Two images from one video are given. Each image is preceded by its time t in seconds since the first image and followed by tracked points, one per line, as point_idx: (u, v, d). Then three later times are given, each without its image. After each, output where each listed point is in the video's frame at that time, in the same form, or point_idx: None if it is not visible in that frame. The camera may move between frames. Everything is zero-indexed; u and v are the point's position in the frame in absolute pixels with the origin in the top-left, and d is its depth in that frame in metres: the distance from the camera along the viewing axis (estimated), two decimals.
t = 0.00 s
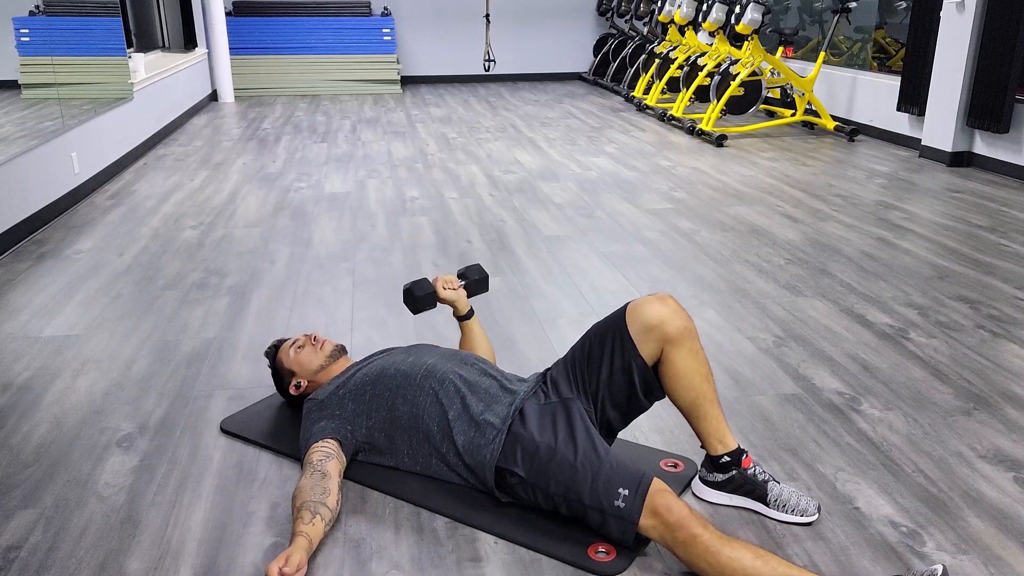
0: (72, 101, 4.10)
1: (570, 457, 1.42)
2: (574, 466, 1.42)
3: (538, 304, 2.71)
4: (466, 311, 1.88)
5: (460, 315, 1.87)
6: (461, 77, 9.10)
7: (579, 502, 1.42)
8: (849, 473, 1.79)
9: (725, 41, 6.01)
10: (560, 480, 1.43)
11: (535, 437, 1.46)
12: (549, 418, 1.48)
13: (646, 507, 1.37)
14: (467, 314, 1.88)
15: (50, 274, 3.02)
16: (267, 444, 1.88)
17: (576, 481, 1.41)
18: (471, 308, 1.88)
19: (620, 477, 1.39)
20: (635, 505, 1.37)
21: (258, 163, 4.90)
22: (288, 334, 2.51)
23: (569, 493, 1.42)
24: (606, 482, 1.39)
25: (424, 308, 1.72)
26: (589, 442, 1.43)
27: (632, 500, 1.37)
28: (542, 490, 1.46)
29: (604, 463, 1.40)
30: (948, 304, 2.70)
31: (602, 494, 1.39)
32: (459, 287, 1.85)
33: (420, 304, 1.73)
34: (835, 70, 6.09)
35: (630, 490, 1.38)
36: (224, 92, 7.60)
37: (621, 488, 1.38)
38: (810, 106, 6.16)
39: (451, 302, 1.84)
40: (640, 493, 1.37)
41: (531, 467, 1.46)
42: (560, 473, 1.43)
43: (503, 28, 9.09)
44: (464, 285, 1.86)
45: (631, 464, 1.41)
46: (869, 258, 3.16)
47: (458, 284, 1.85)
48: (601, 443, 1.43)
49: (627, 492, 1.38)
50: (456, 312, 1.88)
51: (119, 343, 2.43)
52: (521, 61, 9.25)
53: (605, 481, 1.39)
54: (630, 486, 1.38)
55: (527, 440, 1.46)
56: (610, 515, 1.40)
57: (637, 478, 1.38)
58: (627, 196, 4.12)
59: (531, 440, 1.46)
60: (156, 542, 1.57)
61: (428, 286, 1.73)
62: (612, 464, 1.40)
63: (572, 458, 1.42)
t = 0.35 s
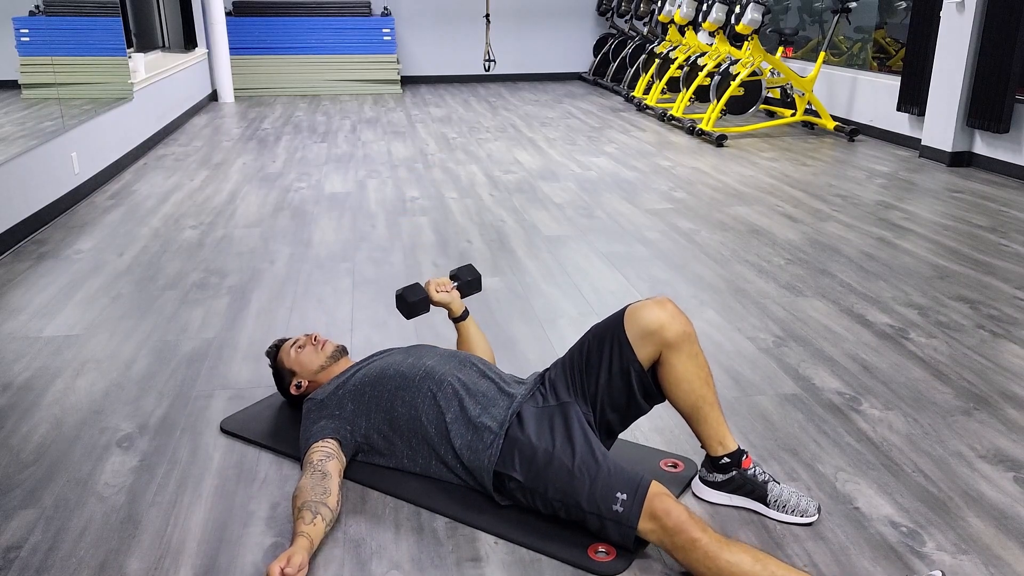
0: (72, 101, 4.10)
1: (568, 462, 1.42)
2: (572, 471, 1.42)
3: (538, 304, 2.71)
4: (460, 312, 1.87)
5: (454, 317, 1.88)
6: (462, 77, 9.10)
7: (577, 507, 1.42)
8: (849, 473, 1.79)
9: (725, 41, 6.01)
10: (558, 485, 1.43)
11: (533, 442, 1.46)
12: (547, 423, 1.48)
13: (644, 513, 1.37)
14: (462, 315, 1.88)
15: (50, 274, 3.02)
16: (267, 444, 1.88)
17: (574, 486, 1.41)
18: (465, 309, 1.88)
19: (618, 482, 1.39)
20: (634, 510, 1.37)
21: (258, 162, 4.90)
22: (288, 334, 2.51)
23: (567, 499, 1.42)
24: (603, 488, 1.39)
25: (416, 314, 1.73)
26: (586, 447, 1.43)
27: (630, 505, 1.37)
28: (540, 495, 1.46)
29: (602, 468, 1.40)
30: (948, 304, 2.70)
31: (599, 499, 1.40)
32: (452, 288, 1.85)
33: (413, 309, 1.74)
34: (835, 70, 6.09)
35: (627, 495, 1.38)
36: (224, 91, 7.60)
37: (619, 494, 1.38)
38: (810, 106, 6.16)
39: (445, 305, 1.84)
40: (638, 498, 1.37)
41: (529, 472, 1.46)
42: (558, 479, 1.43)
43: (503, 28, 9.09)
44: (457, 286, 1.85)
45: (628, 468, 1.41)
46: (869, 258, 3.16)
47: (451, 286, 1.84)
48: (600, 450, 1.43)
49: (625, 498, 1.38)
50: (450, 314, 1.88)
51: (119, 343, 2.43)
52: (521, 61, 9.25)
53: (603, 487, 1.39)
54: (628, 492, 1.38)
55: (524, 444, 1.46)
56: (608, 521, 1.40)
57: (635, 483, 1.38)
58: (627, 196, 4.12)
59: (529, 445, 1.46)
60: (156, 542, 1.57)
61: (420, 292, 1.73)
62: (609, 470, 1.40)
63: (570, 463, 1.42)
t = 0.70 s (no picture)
0: (72, 101, 4.10)
1: (568, 461, 1.42)
2: (572, 471, 1.42)
3: (538, 304, 2.71)
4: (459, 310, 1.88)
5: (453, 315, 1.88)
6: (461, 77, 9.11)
7: (577, 507, 1.42)
8: (849, 473, 1.79)
9: (725, 41, 6.01)
10: (558, 485, 1.43)
11: (534, 442, 1.46)
12: (548, 422, 1.48)
13: (645, 512, 1.37)
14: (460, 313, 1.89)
15: (50, 274, 3.02)
16: (267, 444, 1.88)
17: (575, 485, 1.41)
18: (465, 308, 1.88)
19: (619, 481, 1.39)
20: (634, 509, 1.37)
21: (258, 163, 4.90)
22: (288, 334, 2.51)
23: (567, 498, 1.42)
24: (604, 487, 1.39)
25: (416, 310, 1.74)
26: (587, 446, 1.42)
27: (631, 504, 1.37)
28: (541, 495, 1.46)
29: (602, 466, 1.40)
30: (948, 304, 2.70)
31: (600, 498, 1.40)
32: (452, 286, 1.85)
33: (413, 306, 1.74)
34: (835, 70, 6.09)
35: (628, 494, 1.38)
36: (224, 91, 7.60)
37: (619, 493, 1.38)
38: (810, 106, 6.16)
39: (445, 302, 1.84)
40: (639, 497, 1.37)
41: (530, 471, 1.46)
42: (558, 479, 1.43)
43: (503, 28, 9.09)
44: (457, 284, 1.86)
45: (629, 467, 1.41)
46: (869, 258, 3.16)
47: (452, 284, 1.85)
48: (601, 449, 1.43)
49: (626, 497, 1.38)
50: (450, 312, 1.88)
51: (119, 343, 2.43)
52: (520, 61, 9.25)
53: (604, 486, 1.39)
54: (628, 491, 1.38)
55: (525, 444, 1.46)
56: (608, 520, 1.40)
57: (636, 482, 1.38)
58: (627, 196, 4.12)
59: (529, 444, 1.46)
60: (156, 542, 1.57)
61: (421, 288, 1.74)
62: (610, 469, 1.40)
63: (570, 462, 1.42)
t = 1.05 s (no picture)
0: (72, 101, 4.10)
1: (567, 456, 1.42)
2: (572, 466, 1.42)
3: (538, 304, 2.71)
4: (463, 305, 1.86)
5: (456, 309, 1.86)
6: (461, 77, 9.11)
7: (577, 501, 1.42)
8: (849, 473, 1.79)
9: (725, 41, 6.01)
10: (558, 480, 1.43)
11: (534, 438, 1.46)
12: (547, 418, 1.48)
13: (644, 505, 1.37)
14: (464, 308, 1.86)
15: (50, 274, 3.01)
16: (267, 444, 1.88)
17: (574, 480, 1.41)
18: (469, 302, 1.86)
19: (618, 475, 1.39)
20: (634, 502, 1.37)
21: (258, 162, 4.90)
22: (288, 334, 2.51)
23: (567, 493, 1.43)
24: (603, 481, 1.39)
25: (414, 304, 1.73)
26: (586, 441, 1.43)
27: (630, 497, 1.37)
28: (541, 490, 1.46)
29: (600, 460, 1.40)
30: (948, 304, 2.70)
31: (599, 492, 1.40)
32: (456, 281, 1.83)
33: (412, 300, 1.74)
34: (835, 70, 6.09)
35: (627, 487, 1.38)
36: (224, 91, 7.60)
37: (619, 486, 1.38)
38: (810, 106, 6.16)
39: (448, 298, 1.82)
40: (638, 490, 1.37)
41: (530, 467, 1.46)
42: (558, 474, 1.43)
43: (503, 28, 9.09)
44: (460, 278, 1.83)
45: (628, 461, 1.41)
46: (869, 258, 3.16)
47: (454, 278, 1.82)
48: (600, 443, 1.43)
49: (625, 489, 1.38)
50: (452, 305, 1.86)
51: (119, 343, 2.43)
52: (520, 61, 9.24)
53: (603, 480, 1.39)
54: (628, 483, 1.38)
55: (525, 440, 1.46)
56: (608, 513, 1.40)
57: (635, 475, 1.39)
58: (627, 196, 4.12)
59: (529, 440, 1.46)
60: (156, 542, 1.57)
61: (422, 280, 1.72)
62: (609, 463, 1.40)
63: (569, 456, 1.42)
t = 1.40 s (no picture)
0: (72, 101, 4.10)
1: (562, 455, 1.42)
2: (566, 464, 1.42)
3: (538, 305, 2.71)
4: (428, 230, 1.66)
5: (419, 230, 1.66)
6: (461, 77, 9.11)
7: (574, 500, 1.42)
8: (849, 473, 1.79)
9: (725, 41, 6.01)
10: (554, 480, 1.43)
11: (529, 439, 1.46)
12: (541, 419, 1.48)
13: (639, 501, 1.37)
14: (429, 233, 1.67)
15: (50, 274, 3.01)
16: (267, 444, 1.88)
17: (570, 479, 1.41)
18: (435, 225, 1.65)
19: (613, 472, 1.39)
20: (629, 500, 1.37)
21: (258, 163, 4.90)
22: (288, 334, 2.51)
23: (564, 492, 1.43)
24: (598, 478, 1.39)
25: (370, 222, 1.59)
26: (580, 440, 1.43)
27: (625, 493, 1.37)
28: (538, 491, 1.47)
29: (594, 458, 1.41)
30: (948, 304, 2.70)
31: (595, 489, 1.40)
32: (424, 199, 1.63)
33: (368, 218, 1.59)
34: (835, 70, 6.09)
35: (622, 483, 1.38)
36: (224, 91, 7.60)
37: (615, 483, 1.38)
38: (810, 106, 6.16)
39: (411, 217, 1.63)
40: (632, 486, 1.37)
41: (526, 468, 1.47)
42: (553, 473, 1.43)
43: (503, 28, 9.09)
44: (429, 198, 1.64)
45: (622, 458, 1.41)
46: (869, 258, 3.16)
47: (422, 197, 1.61)
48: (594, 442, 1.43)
49: (620, 486, 1.38)
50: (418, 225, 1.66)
51: (119, 343, 2.43)
52: (521, 61, 9.24)
53: (599, 477, 1.40)
54: (622, 480, 1.38)
55: (519, 441, 1.47)
56: (604, 510, 1.40)
57: (630, 472, 1.39)
58: (627, 196, 4.11)
59: (524, 441, 1.46)
60: (156, 542, 1.57)
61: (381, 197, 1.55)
62: (603, 460, 1.40)
63: (564, 455, 1.43)
